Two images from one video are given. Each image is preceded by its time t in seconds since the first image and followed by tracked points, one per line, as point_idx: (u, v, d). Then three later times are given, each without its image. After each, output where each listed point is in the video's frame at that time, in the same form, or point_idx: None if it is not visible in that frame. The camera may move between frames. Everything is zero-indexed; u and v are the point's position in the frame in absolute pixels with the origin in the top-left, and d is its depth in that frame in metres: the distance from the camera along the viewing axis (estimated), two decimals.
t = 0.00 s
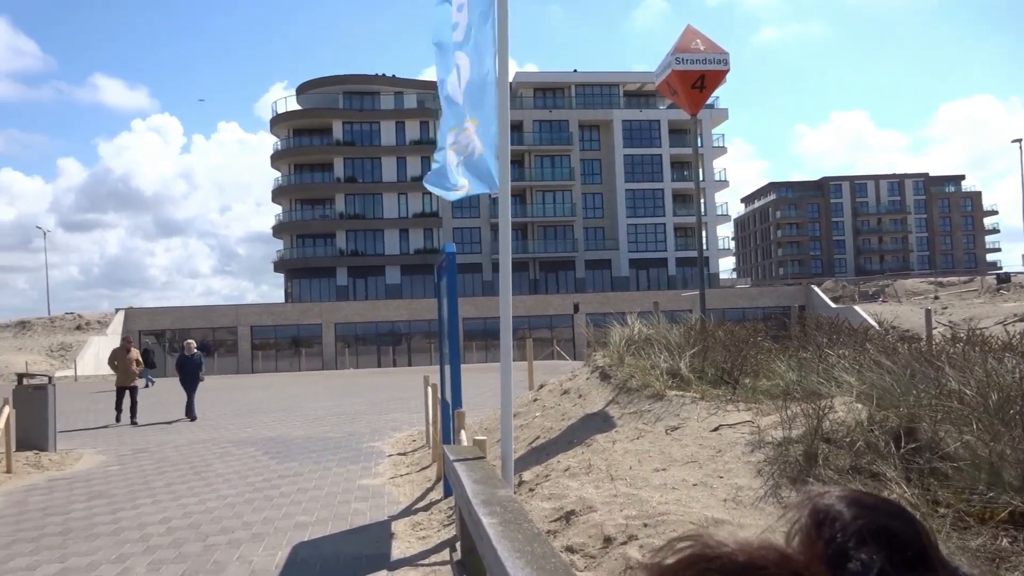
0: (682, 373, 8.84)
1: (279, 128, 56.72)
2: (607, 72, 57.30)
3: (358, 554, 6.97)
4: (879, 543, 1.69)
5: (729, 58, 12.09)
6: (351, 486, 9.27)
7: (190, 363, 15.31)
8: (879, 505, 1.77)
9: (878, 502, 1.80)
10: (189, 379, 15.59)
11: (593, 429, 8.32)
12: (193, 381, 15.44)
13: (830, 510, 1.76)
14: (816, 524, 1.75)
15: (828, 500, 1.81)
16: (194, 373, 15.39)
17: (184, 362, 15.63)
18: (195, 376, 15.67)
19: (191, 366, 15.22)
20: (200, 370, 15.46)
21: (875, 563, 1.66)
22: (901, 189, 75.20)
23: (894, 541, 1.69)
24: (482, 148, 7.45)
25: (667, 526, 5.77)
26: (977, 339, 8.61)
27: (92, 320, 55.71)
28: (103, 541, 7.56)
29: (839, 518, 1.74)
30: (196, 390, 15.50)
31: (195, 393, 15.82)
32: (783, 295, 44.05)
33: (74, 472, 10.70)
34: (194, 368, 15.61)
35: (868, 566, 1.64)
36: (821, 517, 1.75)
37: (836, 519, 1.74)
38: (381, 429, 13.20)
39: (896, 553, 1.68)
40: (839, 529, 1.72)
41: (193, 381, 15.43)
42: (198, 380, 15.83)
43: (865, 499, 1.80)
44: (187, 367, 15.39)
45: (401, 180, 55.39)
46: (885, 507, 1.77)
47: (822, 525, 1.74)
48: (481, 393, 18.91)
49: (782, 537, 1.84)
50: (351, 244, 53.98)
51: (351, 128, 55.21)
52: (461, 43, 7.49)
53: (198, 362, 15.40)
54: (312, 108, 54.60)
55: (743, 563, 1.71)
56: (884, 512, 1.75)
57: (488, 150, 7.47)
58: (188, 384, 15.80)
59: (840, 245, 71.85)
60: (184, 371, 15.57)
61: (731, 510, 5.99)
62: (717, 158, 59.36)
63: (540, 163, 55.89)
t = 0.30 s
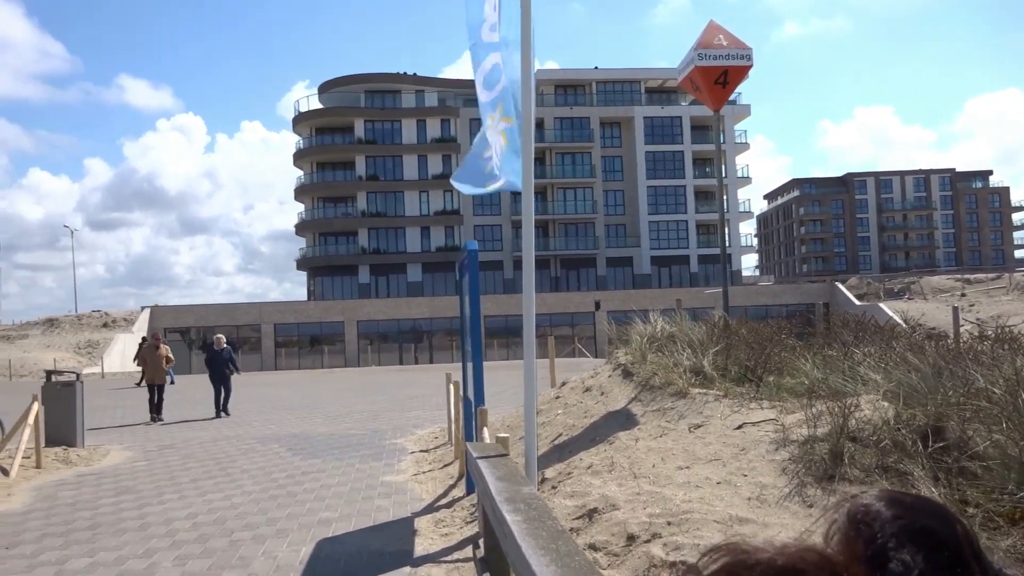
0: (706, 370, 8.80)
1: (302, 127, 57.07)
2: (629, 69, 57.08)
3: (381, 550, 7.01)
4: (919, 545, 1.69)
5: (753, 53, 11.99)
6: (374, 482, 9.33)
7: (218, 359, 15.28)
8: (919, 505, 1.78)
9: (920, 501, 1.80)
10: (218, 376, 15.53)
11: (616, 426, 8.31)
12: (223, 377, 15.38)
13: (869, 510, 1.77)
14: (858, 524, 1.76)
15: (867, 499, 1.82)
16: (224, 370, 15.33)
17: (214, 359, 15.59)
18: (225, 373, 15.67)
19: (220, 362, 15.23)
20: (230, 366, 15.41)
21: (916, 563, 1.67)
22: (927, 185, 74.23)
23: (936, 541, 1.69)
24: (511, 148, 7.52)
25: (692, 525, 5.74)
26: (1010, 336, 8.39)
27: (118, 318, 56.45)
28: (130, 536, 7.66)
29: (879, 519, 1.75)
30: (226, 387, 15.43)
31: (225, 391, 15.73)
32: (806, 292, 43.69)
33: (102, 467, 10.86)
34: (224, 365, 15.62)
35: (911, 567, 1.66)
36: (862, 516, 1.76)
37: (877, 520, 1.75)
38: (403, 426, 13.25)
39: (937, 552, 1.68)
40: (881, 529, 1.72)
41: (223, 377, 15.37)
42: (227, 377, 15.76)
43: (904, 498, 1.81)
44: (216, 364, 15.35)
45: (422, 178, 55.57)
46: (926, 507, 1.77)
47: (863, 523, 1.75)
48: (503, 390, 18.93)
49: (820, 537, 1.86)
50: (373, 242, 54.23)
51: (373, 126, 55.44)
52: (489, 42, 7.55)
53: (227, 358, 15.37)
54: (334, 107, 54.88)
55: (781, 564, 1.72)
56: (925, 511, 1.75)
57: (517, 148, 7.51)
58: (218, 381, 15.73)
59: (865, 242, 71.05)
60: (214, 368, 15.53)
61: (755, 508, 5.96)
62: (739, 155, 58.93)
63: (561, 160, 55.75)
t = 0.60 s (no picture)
0: (733, 368, 8.74)
1: (328, 124, 57.45)
2: (655, 64, 56.69)
3: (407, 545, 7.04)
4: (951, 546, 1.63)
5: (782, 48, 11.87)
6: (400, 478, 9.37)
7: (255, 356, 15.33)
8: (954, 505, 1.72)
9: (954, 501, 1.73)
10: (255, 374, 15.45)
11: (642, 424, 8.29)
12: (258, 375, 15.29)
13: (900, 509, 1.72)
14: (888, 524, 1.71)
15: (900, 499, 1.76)
16: (259, 366, 15.27)
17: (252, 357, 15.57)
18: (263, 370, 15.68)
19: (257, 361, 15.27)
20: (265, 364, 15.33)
21: (948, 563, 1.61)
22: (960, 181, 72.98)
23: (970, 541, 1.63)
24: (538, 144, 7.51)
25: (719, 524, 5.71)
26: None
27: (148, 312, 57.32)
28: (160, 528, 7.78)
29: (913, 519, 1.69)
30: (261, 385, 15.30)
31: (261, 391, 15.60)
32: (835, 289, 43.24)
33: (133, 460, 11.04)
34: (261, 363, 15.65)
35: (942, 569, 1.61)
36: (893, 516, 1.72)
37: (910, 520, 1.69)
38: (428, 421, 13.31)
39: (970, 553, 1.62)
40: (911, 528, 1.68)
41: (258, 375, 15.28)
42: (264, 377, 15.67)
43: (939, 497, 1.75)
44: (253, 362, 15.32)
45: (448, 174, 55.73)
46: (964, 507, 1.70)
47: (895, 523, 1.70)
48: (528, 387, 18.94)
49: (851, 537, 1.81)
50: (399, 238, 54.49)
51: (399, 123, 55.66)
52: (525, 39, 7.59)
53: (264, 355, 15.32)
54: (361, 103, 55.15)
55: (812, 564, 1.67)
56: (960, 509, 1.69)
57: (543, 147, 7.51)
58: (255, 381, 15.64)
59: (895, 238, 70.06)
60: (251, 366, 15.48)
61: (784, 507, 5.91)
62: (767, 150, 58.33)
63: (587, 157, 55.52)
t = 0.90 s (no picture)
0: (757, 365, 8.68)
1: (350, 123, 57.74)
2: (676, 60, 56.38)
3: (430, 542, 7.07)
4: (983, 544, 1.59)
5: (805, 41, 11.75)
6: (422, 475, 9.41)
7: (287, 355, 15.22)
8: (985, 500, 1.67)
9: (985, 497, 1.69)
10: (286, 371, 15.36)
11: (665, 421, 8.25)
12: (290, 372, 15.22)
13: (931, 506, 1.68)
14: (916, 523, 1.67)
15: (930, 497, 1.72)
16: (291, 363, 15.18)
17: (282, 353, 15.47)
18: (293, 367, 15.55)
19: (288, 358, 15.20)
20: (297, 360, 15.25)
21: (980, 562, 1.56)
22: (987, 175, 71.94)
23: (1003, 540, 1.58)
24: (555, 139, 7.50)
25: (743, 521, 5.67)
26: None
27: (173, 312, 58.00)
28: (185, 525, 7.86)
29: (943, 517, 1.65)
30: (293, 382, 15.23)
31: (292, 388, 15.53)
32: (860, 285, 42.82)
33: (159, 457, 11.18)
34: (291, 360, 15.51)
35: (975, 569, 1.55)
36: (923, 514, 1.67)
37: (940, 518, 1.65)
38: (450, 419, 13.35)
39: (1003, 550, 1.57)
40: (940, 526, 1.64)
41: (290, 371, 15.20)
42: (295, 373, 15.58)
43: (970, 493, 1.71)
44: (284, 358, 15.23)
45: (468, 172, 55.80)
46: (996, 503, 1.66)
47: (922, 523, 1.66)
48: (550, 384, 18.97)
49: (879, 536, 1.77)
50: (421, 236, 54.66)
51: (420, 122, 55.80)
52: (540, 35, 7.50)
53: (296, 351, 15.24)
54: (381, 102, 55.36)
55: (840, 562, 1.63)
56: (991, 505, 1.65)
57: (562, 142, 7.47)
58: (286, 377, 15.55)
59: (921, 233, 69.21)
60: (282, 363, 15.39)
61: (809, 505, 5.85)
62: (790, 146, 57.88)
63: (607, 154, 55.34)
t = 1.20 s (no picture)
0: (781, 359, 8.61)
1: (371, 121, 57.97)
2: (697, 53, 55.94)
3: (454, 538, 7.10)
4: None
5: (829, 32, 11.63)
6: (446, 471, 9.44)
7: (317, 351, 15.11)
8: None
9: None
10: (316, 369, 15.26)
11: (689, 416, 8.23)
12: (320, 369, 15.10)
13: (973, 498, 1.66)
14: (959, 512, 1.65)
15: (973, 488, 1.70)
16: (320, 361, 15.07)
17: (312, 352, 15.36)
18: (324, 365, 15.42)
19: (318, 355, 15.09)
20: (327, 358, 15.13)
21: None
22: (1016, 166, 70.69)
23: None
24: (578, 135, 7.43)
25: (769, 517, 5.63)
26: None
27: (198, 310, 58.64)
28: (212, 520, 7.95)
29: (984, 507, 1.63)
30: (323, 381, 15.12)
31: (322, 386, 15.42)
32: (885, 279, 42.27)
33: (186, 453, 11.32)
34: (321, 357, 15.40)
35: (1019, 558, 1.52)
36: (965, 506, 1.65)
37: (980, 508, 1.63)
38: (473, 415, 13.39)
39: None
40: (982, 516, 1.62)
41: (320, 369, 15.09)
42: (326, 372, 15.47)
43: (1012, 485, 1.68)
44: (314, 356, 15.12)
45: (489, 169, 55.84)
46: None
47: (966, 513, 1.64)
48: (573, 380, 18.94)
49: (917, 527, 1.75)
50: (442, 233, 54.80)
51: (440, 119, 55.90)
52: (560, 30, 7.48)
53: (325, 349, 15.11)
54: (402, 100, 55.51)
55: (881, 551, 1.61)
56: None
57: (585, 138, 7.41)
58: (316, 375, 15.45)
59: (948, 226, 68.18)
60: (312, 361, 15.29)
61: (835, 501, 5.80)
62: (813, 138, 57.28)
63: (629, 148, 55.04)
